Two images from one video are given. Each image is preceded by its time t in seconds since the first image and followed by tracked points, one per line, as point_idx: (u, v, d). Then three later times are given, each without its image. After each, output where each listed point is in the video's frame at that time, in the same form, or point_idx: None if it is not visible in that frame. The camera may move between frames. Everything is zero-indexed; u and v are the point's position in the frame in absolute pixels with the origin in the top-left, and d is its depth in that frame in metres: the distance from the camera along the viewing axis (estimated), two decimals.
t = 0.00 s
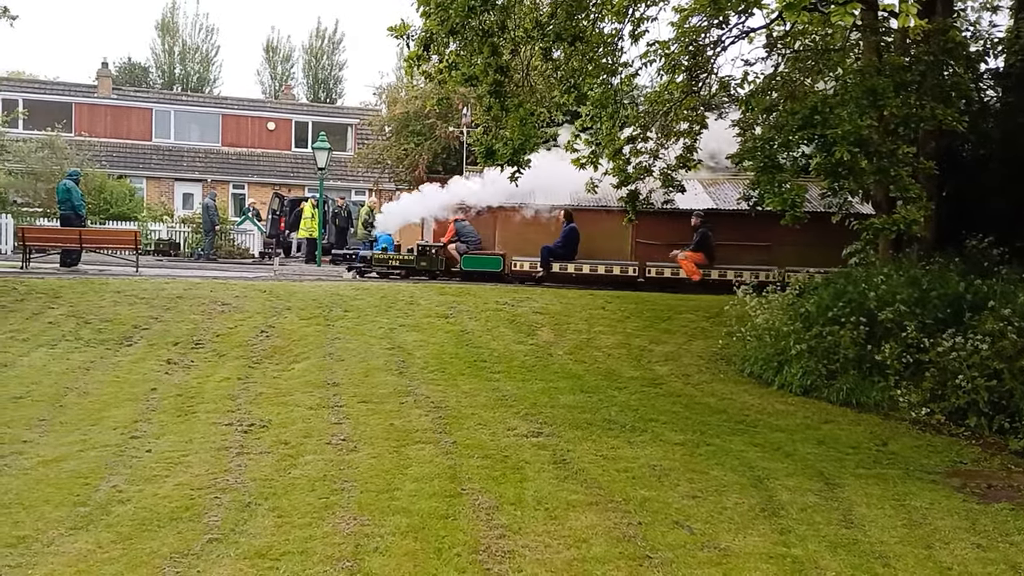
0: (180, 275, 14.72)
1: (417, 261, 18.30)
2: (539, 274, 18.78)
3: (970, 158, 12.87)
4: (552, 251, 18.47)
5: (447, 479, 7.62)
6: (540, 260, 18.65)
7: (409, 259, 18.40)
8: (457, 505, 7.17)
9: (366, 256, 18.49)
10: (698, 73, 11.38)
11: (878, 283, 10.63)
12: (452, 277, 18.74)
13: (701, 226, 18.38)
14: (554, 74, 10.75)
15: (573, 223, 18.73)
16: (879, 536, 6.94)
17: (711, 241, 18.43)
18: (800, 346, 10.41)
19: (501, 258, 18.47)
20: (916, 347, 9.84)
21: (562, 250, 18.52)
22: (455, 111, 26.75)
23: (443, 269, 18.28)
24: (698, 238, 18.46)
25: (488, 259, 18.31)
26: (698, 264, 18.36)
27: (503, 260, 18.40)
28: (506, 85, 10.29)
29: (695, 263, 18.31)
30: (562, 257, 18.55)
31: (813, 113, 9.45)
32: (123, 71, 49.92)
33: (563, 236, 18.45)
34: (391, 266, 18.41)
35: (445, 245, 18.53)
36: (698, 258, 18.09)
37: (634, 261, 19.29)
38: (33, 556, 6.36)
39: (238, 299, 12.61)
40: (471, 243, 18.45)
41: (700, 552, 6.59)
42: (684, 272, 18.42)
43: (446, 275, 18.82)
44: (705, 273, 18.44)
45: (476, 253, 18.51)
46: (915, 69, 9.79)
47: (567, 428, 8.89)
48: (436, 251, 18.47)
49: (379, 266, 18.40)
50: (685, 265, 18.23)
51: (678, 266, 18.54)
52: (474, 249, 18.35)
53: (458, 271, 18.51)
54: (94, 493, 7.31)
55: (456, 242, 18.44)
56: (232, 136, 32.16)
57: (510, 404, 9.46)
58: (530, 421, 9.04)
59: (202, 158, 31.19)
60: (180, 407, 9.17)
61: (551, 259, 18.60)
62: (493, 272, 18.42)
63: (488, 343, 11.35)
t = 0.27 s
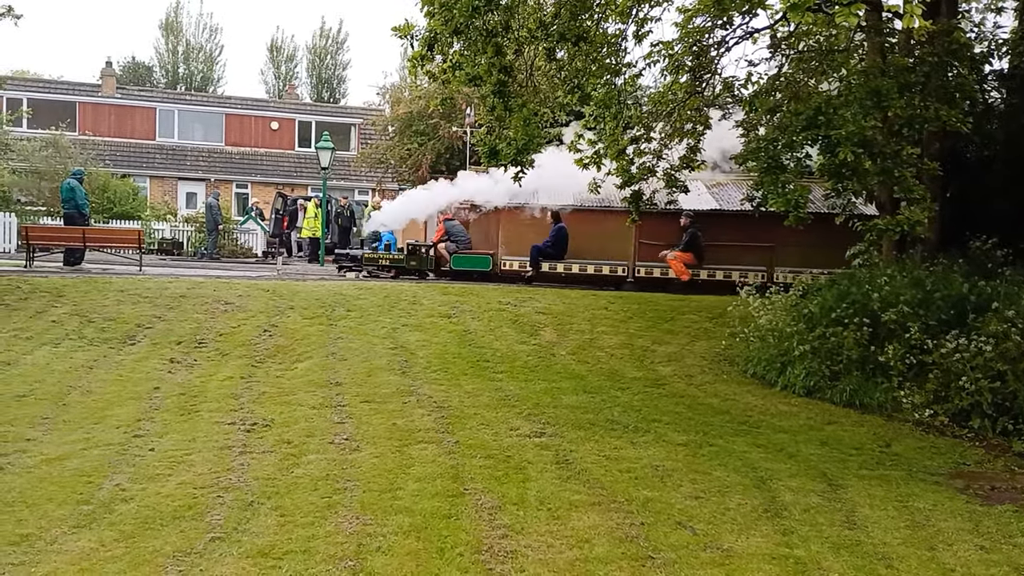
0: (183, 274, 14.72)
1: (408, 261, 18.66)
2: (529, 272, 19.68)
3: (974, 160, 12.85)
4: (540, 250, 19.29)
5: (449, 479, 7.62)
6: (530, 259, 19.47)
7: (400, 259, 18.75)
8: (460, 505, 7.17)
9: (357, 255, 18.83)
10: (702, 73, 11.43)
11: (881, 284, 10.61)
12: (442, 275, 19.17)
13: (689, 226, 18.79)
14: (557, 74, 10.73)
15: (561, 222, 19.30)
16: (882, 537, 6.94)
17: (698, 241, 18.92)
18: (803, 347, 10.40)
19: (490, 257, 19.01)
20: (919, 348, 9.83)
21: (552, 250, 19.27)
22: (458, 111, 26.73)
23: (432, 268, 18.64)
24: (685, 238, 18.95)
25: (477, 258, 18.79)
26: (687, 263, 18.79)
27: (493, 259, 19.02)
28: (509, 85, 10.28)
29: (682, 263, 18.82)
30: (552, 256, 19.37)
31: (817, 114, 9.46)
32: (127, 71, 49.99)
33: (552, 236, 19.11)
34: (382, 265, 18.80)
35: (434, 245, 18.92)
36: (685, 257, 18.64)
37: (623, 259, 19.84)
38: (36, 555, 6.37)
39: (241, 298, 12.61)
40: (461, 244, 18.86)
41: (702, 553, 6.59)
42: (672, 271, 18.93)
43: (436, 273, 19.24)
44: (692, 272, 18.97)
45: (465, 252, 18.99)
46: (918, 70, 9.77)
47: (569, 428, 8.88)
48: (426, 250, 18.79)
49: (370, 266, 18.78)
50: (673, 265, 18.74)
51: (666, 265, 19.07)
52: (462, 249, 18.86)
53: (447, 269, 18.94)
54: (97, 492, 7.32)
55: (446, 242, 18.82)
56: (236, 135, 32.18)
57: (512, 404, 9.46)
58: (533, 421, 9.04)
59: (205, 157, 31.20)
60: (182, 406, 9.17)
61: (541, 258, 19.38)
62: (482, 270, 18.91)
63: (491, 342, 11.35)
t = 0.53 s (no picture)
0: (186, 275, 14.75)
1: (398, 262, 18.18)
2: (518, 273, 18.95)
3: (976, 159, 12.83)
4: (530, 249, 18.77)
5: (452, 480, 7.62)
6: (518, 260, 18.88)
7: (389, 259, 18.26)
8: (463, 505, 7.18)
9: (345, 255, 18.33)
10: (704, 74, 11.43)
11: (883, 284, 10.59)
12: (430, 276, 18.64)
13: (677, 226, 18.46)
14: (559, 74, 10.72)
15: (550, 222, 18.98)
16: (885, 538, 6.93)
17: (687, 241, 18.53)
18: (805, 347, 10.40)
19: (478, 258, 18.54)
20: (922, 348, 9.83)
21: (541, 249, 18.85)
22: (460, 112, 26.77)
23: (421, 269, 18.21)
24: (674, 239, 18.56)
25: (466, 258, 18.37)
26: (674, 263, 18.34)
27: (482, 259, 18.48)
28: (512, 85, 10.28)
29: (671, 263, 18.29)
30: (540, 256, 18.89)
31: (819, 114, 9.49)
32: (130, 72, 50.08)
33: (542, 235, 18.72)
34: (370, 265, 18.27)
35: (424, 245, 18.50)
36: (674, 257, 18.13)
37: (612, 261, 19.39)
38: (40, 555, 6.38)
39: (243, 299, 12.63)
40: (450, 243, 18.45)
41: (705, 553, 6.59)
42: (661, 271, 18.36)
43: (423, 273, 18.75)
44: (682, 272, 18.40)
45: (453, 253, 18.55)
46: (921, 70, 9.76)
47: (572, 429, 8.89)
48: (416, 251, 18.37)
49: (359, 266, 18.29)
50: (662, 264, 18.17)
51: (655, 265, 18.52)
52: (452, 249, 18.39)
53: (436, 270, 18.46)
54: (100, 493, 7.33)
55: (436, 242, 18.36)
56: (238, 136, 32.21)
57: (514, 405, 9.46)
58: (535, 422, 9.04)
59: (207, 158, 31.23)
60: (185, 407, 9.19)
61: (529, 258, 18.92)
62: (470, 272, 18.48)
63: (493, 343, 11.36)
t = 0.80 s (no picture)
0: (188, 274, 14.75)
1: (386, 261, 18.31)
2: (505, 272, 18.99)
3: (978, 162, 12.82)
4: (517, 250, 18.71)
5: (452, 480, 7.63)
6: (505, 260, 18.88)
7: (377, 258, 18.41)
8: (463, 505, 7.18)
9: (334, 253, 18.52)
10: (706, 75, 11.26)
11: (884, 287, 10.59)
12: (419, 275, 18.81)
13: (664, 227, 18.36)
14: (561, 75, 10.71)
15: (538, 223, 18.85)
16: (885, 540, 6.94)
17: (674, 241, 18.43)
18: (806, 349, 10.42)
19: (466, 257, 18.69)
20: (922, 351, 9.83)
21: (528, 250, 18.76)
22: (461, 112, 26.78)
23: (409, 268, 18.34)
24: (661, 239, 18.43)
25: (454, 257, 18.53)
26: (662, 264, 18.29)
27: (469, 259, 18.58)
28: (513, 86, 10.28)
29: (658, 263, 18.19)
30: (528, 256, 18.83)
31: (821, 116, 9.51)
32: (131, 71, 50.08)
33: (531, 236, 18.66)
34: (358, 264, 18.45)
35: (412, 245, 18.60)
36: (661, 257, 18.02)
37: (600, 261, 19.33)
38: (40, 554, 6.38)
39: (244, 298, 12.63)
40: (438, 243, 18.57)
41: (705, 554, 6.60)
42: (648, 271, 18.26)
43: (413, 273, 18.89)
44: (669, 273, 18.36)
45: (441, 252, 18.70)
46: (922, 73, 9.76)
47: (572, 430, 8.89)
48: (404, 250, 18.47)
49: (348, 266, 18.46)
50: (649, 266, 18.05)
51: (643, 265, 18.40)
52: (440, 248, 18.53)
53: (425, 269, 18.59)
54: (100, 491, 7.34)
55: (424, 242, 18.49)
56: (239, 136, 32.24)
57: (515, 405, 9.47)
58: (536, 422, 9.05)
59: (209, 157, 31.25)
60: (186, 406, 9.19)
61: (517, 258, 18.89)
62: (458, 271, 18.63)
63: (493, 343, 11.36)
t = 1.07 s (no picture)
0: (189, 272, 14.75)
1: (374, 258, 18.24)
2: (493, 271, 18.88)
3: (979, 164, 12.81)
4: (505, 250, 18.65)
5: (453, 479, 7.63)
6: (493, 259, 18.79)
7: (366, 256, 18.36)
8: (464, 505, 7.19)
9: (324, 252, 18.66)
10: (708, 76, 11.38)
11: (886, 288, 10.59)
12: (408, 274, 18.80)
13: (651, 227, 18.53)
14: (563, 76, 10.71)
15: (526, 222, 18.89)
16: (886, 541, 6.95)
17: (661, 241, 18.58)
18: (807, 350, 10.43)
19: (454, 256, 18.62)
20: (924, 353, 9.84)
21: (516, 249, 18.74)
22: (463, 112, 26.77)
23: (396, 267, 18.26)
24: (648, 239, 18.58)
25: (441, 256, 18.45)
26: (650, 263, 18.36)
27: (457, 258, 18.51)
28: (516, 86, 10.29)
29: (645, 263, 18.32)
30: (516, 256, 18.79)
31: (822, 118, 9.53)
32: (133, 70, 50.09)
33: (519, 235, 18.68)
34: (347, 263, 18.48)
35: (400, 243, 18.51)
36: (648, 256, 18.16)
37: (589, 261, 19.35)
38: (42, 551, 6.39)
39: (246, 297, 12.64)
40: (425, 242, 18.47)
41: (705, 555, 6.61)
42: (635, 271, 18.37)
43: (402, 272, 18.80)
44: (657, 272, 18.47)
45: (429, 251, 18.63)
46: (924, 74, 9.77)
47: (573, 430, 8.90)
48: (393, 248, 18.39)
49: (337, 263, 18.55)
50: (636, 265, 18.19)
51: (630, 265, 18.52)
52: (427, 247, 18.47)
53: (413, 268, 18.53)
54: (102, 489, 7.35)
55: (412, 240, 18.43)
56: (241, 135, 32.24)
57: (516, 405, 9.48)
58: (536, 422, 9.05)
59: (210, 156, 31.24)
60: (187, 404, 9.20)
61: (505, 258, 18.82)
62: (445, 269, 18.55)
63: (494, 343, 11.37)
